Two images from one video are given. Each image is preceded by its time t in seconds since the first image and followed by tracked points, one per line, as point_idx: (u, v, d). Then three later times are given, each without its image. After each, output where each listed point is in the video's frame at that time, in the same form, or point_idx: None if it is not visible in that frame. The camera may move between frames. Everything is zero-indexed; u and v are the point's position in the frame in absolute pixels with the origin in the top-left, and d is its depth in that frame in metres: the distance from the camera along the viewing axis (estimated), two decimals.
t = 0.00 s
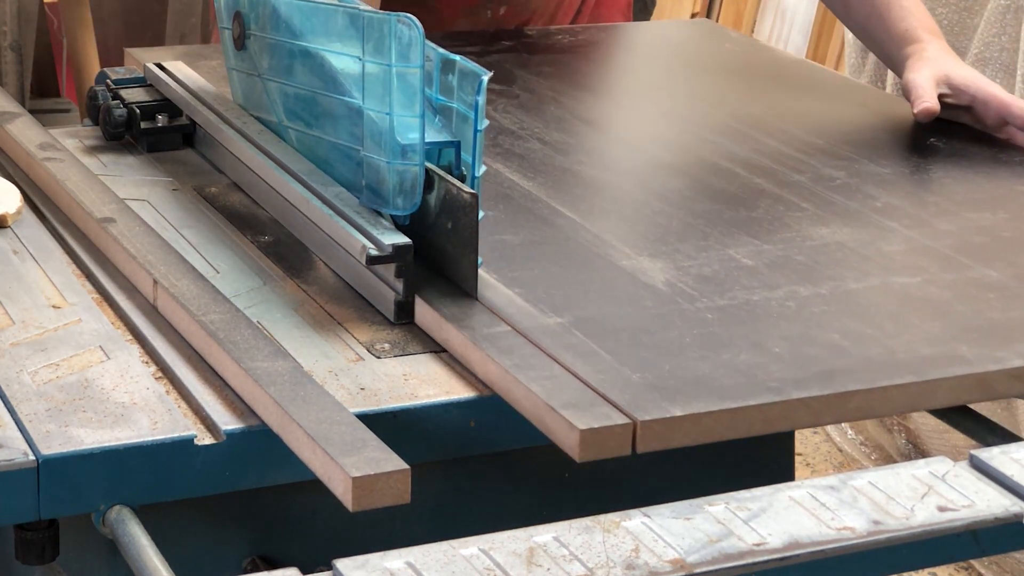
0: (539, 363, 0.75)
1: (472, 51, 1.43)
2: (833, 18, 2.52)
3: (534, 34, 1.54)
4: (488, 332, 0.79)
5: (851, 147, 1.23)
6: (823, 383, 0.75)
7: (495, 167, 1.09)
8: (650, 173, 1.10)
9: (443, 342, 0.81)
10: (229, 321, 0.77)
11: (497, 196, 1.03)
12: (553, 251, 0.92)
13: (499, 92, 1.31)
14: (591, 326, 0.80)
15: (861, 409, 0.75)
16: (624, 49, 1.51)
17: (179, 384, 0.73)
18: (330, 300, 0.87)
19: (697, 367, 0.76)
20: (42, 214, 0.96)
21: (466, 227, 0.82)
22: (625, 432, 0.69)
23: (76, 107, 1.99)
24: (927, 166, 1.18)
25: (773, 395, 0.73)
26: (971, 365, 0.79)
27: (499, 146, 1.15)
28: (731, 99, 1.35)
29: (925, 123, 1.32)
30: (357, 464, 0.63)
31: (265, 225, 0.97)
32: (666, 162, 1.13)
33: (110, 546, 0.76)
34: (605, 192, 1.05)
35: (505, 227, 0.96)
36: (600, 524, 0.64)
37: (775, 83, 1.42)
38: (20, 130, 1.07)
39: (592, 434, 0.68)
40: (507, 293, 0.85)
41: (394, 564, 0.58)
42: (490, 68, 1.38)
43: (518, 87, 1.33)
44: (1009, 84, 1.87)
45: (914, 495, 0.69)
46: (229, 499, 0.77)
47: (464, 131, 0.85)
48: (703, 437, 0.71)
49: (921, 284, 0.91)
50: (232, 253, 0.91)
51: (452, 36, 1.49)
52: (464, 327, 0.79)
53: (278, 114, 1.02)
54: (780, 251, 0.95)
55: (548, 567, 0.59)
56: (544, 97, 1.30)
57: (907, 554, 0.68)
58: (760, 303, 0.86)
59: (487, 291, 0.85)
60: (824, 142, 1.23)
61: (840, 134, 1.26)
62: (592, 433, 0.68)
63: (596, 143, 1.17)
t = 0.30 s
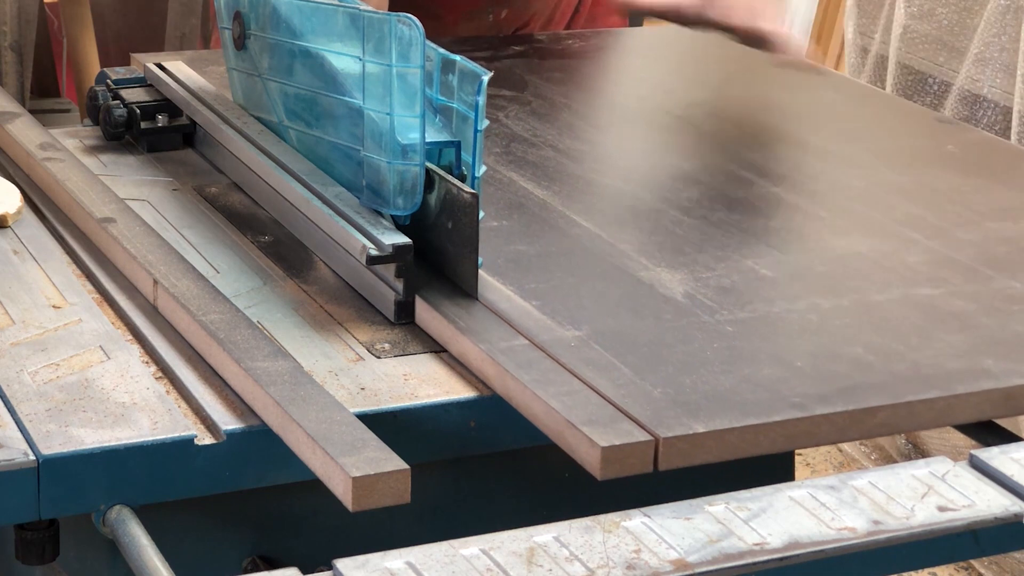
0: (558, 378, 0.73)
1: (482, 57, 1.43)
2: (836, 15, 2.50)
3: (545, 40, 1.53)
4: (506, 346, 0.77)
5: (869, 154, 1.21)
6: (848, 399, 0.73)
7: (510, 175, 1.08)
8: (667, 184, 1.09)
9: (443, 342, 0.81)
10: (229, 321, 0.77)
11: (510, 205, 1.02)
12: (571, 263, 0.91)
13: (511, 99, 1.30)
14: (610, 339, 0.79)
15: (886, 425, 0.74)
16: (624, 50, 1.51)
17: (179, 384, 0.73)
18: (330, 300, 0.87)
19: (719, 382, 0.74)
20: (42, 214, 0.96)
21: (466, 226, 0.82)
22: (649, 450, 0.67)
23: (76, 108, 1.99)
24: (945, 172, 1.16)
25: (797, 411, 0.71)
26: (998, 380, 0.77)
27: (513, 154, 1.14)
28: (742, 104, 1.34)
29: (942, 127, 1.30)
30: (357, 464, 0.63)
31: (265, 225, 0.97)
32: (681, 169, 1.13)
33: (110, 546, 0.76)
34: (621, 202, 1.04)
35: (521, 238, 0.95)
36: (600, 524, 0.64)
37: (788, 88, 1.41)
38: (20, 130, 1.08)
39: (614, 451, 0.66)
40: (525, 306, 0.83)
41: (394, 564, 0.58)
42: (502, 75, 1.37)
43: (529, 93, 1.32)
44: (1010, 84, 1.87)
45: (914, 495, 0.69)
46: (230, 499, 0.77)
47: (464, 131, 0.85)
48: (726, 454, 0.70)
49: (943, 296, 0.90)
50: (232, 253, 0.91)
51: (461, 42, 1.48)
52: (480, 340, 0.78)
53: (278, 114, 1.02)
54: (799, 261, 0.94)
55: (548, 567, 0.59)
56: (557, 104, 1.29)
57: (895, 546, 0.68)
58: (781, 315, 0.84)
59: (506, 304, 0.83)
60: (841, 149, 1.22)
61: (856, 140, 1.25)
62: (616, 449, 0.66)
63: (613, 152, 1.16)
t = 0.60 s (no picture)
0: (575, 391, 0.72)
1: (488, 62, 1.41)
2: (835, 18, 2.50)
3: (553, 45, 1.51)
4: (521, 358, 0.76)
5: (885, 161, 1.19)
6: (868, 413, 0.73)
7: (520, 182, 1.06)
8: (679, 189, 1.07)
9: (444, 342, 0.81)
10: (229, 321, 0.77)
11: (521, 213, 0.99)
12: (585, 272, 0.89)
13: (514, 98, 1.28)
14: (627, 351, 0.78)
15: (907, 437, 0.73)
16: (625, 47, 1.51)
17: (179, 384, 0.73)
18: (330, 300, 0.87)
19: (736, 395, 0.73)
20: (42, 214, 0.96)
21: (466, 226, 0.82)
22: (666, 464, 0.67)
23: (76, 107, 1.99)
24: (960, 180, 1.15)
25: (817, 425, 0.71)
26: (1020, 394, 0.77)
27: (524, 160, 1.11)
28: (751, 107, 1.32)
29: (947, 126, 1.30)
30: (357, 464, 0.63)
31: (265, 225, 0.97)
32: (693, 176, 1.10)
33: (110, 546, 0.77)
34: (635, 208, 1.02)
35: (533, 246, 0.93)
36: (600, 524, 0.64)
37: (798, 91, 1.39)
38: (20, 130, 1.07)
39: (631, 466, 0.65)
40: (539, 316, 0.82)
41: (394, 564, 0.58)
42: (511, 80, 1.35)
43: (539, 98, 1.30)
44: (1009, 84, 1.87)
45: (914, 495, 0.69)
46: (229, 500, 0.77)
47: (464, 131, 0.85)
48: (745, 467, 0.69)
49: (961, 306, 0.88)
50: (232, 253, 0.91)
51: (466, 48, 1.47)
52: (495, 351, 0.76)
53: (278, 113, 1.02)
54: (816, 271, 0.92)
55: (548, 567, 0.59)
56: (563, 106, 1.27)
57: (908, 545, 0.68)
58: (798, 326, 0.83)
59: (519, 314, 0.82)
60: (855, 155, 1.20)
61: (864, 143, 1.23)
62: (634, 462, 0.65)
63: (624, 158, 1.13)
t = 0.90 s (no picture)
0: (596, 409, 0.70)
1: (500, 67, 1.38)
2: (835, 19, 2.49)
3: (568, 49, 1.46)
4: (541, 375, 0.74)
5: (907, 168, 1.16)
6: (897, 430, 0.70)
7: (520, 180, 1.06)
8: (695, 196, 1.04)
9: (444, 342, 0.81)
10: (229, 321, 0.77)
11: (522, 211, 0.99)
12: (604, 285, 0.87)
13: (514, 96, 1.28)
14: (649, 369, 0.75)
15: (936, 457, 0.70)
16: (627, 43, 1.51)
17: (179, 384, 0.73)
18: (330, 300, 0.87)
19: (761, 414, 0.71)
20: (42, 214, 0.96)
21: (466, 226, 0.82)
22: (691, 486, 0.64)
23: (77, 108, 1.99)
24: (983, 187, 1.12)
25: (845, 444, 0.68)
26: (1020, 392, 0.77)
27: (538, 168, 1.08)
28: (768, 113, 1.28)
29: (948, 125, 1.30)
30: (356, 464, 0.63)
31: (265, 225, 0.97)
32: (710, 184, 1.07)
33: (110, 546, 0.77)
34: (653, 219, 0.99)
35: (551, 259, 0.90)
36: (600, 524, 0.64)
37: (815, 96, 1.36)
38: (20, 130, 1.07)
39: (658, 487, 0.63)
40: (559, 331, 0.80)
41: (394, 565, 0.58)
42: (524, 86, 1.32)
43: (552, 105, 1.26)
44: (1009, 84, 1.87)
45: (914, 496, 0.69)
46: (231, 500, 0.77)
47: (464, 131, 0.85)
48: (772, 488, 0.66)
49: (988, 320, 0.86)
50: (232, 253, 0.91)
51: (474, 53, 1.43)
52: (514, 368, 0.74)
53: (278, 113, 1.02)
54: (838, 283, 0.90)
55: (548, 567, 0.59)
56: (564, 104, 1.27)
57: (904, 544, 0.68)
58: (822, 341, 0.81)
59: (540, 330, 0.79)
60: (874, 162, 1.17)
61: (864, 140, 1.23)
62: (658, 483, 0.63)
63: (641, 166, 1.10)
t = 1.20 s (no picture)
0: (615, 424, 0.69)
1: (510, 73, 1.36)
2: (835, 18, 2.48)
3: (577, 55, 1.45)
4: (559, 389, 0.72)
5: (915, 173, 1.15)
6: (921, 446, 0.69)
7: (520, 180, 1.06)
8: (708, 205, 1.03)
9: (444, 342, 0.81)
10: (229, 321, 0.77)
11: (522, 212, 0.99)
12: (619, 297, 0.85)
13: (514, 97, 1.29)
14: (668, 385, 0.74)
15: (962, 474, 0.69)
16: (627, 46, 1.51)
17: (179, 384, 0.73)
18: (330, 300, 0.87)
19: (783, 429, 0.69)
20: (42, 214, 0.96)
21: (466, 226, 0.83)
22: (713, 504, 0.63)
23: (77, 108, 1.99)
24: (1000, 197, 1.11)
25: (870, 460, 0.67)
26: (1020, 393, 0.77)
27: (552, 176, 1.07)
28: (783, 122, 1.27)
29: (948, 126, 1.30)
30: (356, 464, 0.63)
31: (265, 226, 0.97)
32: (727, 194, 1.06)
33: (110, 546, 0.77)
34: (665, 227, 0.98)
35: (567, 270, 0.89)
36: (600, 524, 0.64)
37: (830, 105, 1.34)
38: (20, 130, 1.07)
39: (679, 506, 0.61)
40: (575, 344, 0.78)
41: (394, 565, 0.58)
42: (536, 92, 1.30)
43: (564, 112, 1.24)
44: (1009, 85, 1.87)
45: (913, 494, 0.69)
46: (231, 500, 0.77)
47: (464, 131, 0.85)
48: (795, 507, 0.65)
49: (988, 321, 0.86)
50: (232, 253, 0.91)
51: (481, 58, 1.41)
52: (531, 382, 0.73)
53: (278, 113, 1.02)
54: (858, 295, 0.88)
55: (548, 567, 0.59)
56: (564, 105, 1.27)
57: (903, 539, 0.68)
58: (843, 355, 0.79)
59: (557, 343, 0.78)
60: (889, 171, 1.15)
61: (864, 141, 1.23)
62: (680, 503, 0.61)
63: (658, 176, 1.08)
